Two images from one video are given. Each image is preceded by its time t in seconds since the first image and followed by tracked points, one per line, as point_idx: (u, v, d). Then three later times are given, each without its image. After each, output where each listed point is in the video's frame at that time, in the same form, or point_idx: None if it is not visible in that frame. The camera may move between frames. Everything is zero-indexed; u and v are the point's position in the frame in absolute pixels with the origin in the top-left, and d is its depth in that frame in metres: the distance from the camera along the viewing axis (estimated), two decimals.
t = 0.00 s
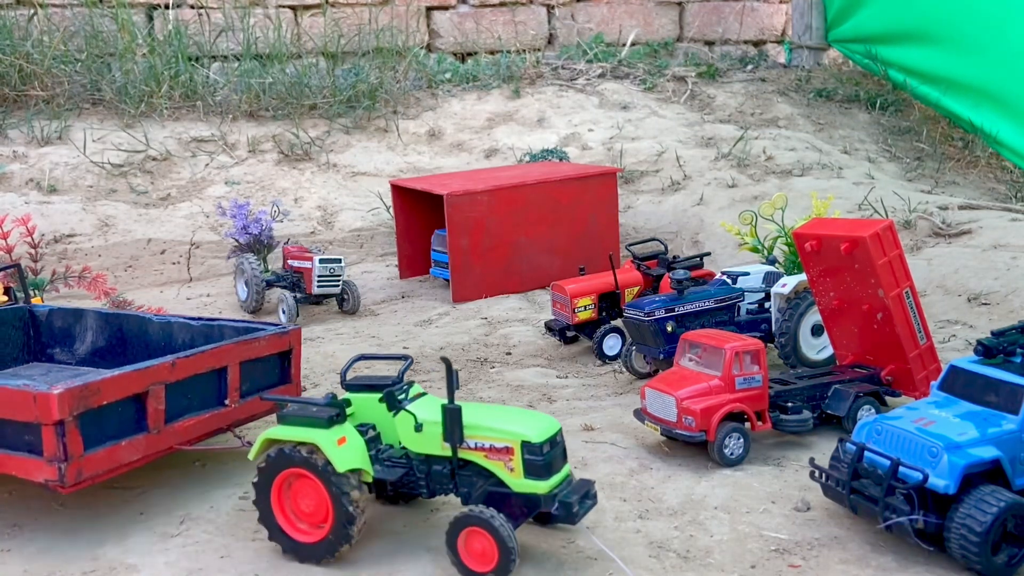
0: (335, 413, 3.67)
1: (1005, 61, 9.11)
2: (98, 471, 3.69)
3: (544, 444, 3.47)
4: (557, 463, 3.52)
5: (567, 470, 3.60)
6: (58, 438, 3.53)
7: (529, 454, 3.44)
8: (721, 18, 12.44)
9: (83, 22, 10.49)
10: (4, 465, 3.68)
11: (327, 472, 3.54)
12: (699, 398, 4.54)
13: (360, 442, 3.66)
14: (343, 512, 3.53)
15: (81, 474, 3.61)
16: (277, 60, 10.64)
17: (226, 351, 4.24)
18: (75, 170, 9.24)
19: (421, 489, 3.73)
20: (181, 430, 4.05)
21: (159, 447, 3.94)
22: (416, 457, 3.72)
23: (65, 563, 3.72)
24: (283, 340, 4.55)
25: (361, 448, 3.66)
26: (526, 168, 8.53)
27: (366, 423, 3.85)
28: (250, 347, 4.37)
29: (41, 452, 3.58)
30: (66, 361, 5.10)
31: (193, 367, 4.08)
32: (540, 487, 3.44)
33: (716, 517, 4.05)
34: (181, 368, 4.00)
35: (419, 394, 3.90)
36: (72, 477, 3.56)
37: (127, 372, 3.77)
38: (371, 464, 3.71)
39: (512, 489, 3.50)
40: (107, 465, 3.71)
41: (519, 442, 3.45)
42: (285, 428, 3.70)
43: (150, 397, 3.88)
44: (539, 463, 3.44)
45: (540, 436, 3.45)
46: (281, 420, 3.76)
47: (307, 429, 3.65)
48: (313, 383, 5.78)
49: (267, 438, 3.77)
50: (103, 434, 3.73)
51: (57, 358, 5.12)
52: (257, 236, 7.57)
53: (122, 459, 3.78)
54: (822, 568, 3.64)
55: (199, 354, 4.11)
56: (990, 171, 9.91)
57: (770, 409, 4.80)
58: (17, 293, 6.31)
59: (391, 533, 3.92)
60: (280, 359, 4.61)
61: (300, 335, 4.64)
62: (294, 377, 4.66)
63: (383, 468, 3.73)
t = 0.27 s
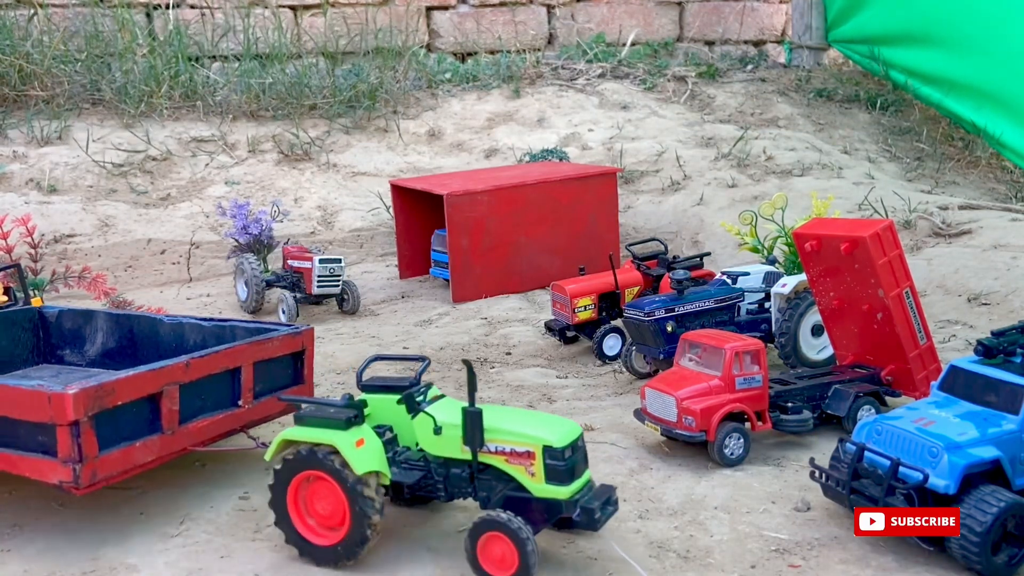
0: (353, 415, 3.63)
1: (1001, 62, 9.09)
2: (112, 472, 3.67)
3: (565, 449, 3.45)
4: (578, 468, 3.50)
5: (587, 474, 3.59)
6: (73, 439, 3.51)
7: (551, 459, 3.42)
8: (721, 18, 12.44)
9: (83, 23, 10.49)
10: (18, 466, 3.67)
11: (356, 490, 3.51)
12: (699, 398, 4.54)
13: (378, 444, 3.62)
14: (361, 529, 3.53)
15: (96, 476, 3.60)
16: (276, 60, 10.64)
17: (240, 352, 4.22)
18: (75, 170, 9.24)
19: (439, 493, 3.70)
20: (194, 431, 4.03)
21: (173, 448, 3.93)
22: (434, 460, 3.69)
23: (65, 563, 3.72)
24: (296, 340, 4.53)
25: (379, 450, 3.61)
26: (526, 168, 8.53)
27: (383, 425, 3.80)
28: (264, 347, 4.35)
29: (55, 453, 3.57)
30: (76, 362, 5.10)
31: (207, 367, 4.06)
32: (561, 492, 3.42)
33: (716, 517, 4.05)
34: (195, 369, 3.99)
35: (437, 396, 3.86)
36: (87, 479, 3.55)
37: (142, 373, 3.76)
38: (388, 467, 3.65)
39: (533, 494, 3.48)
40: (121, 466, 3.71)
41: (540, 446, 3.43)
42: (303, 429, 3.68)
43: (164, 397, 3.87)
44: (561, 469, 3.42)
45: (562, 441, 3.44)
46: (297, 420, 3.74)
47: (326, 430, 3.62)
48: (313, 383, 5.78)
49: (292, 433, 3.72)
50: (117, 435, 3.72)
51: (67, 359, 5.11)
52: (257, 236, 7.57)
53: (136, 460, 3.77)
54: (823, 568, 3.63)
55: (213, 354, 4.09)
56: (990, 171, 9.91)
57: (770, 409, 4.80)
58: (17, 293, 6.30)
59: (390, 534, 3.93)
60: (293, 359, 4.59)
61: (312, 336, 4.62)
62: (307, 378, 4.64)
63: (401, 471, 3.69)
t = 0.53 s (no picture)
0: (369, 418, 3.61)
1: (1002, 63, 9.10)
2: (127, 474, 3.66)
3: (585, 457, 3.44)
4: (598, 477, 3.49)
5: (607, 483, 3.57)
6: (87, 441, 3.50)
7: (570, 467, 3.41)
8: (721, 18, 12.42)
9: (83, 23, 10.49)
10: (31, 468, 3.66)
11: (379, 516, 3.49)
12: (699, 398, 4.54)
13: (394, 449, 3.60)
14: (370, 549, 3.53)
15: (110, 478, 3.59)
16: (276, 60, 10.65)
17: (253, 352, 4.21)
18: (75, 170, 9.24)
19: (455, 498, 3.71)
20: (208, 432, 4.02)
21: (187, 450, 3.92)
22: (451, 464, 3.70)
23: (65, 563, 3.72)
24: (308, 341, 4.51)
25: (395, 454, 3.59)
26: (526, 168, 8.53)
27: (399, 428, 3.79)
28: (276, 348, 4.34)
29: (69, 455, 3.57)
30: (86, 363, 5.10)
31: (220, 368, 4.05)
32: (580, 501, 3.41)
33: (716, 517, 4.05)
34: (208, 370, 3.98)
35: (453, 399, 3.88)
36: (101, 481, 3.53)
37: (155, 374, 3.75)
38: (405, 472, 3.64)
39: (552, 502, 3.47)
40: (135, 468, 3.70)
41: (560, 453, 3.43)
42: (317, 431, 3.66)
43: (178, 398, 3.86)
44: (580, 477, 3.41)
45: (582, 449, 3.43)
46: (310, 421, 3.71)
47: (342, 434, 3.60)
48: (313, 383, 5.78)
49: (319, 430, 3.65)
50: (131, 436, 3.71)
51: (76, 360, 5.11)
52: (257, 236, 7.57)
53: (150, 462, 3.76)
54: (822, 568, 3.64)
55: (226, 355, 4.08)
56: (990, 171, 9.91)
57: (770, 409, 4.80)
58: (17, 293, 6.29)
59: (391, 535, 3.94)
60: (305, 360, 4.57)
61: (324, 336, 4.60)
62: (319, 379, 4.63)
63: (417, 475, 3.68)
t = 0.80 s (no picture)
0: (373, 420, 3.61)
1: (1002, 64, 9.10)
2: (132, 475, 3.66)
3: (589, 462, 3.40)
4: (602, 481, 3.45)
5: (612, 487, 3.54)
6: (92, 442, 3.49)
7: (574, 472, 3.38)
8: (721, 18, 12.41)
9: (83, 23, 10.49)
10: (36, 468, 3.67)
11: (382, 523, 3.49)
12: (699, 398, 4.54)
13: (397, 450, 3.59)
14: (371, 553, 3.54)
15: (115, 479, 3.59)
16: (277, 60, 10.65)
17: (258, 352, 4.19)
18: (75, 170, 9.24)
19: (460, 500, 3.69)
20: (213, 433, 4.01)
21: (192, 450, 3.91)
22: (455, 468, 3.68)
23: (66, 563, 3.72)
24: (313, 340, 4.49)
25: (398, 457, 3.59)
26: (527, 168, 8.53)
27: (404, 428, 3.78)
28: (281, 347, 4.32)
29: (75, 456, 3.56)
30: (88, 362, 5.09)
31: (225, 368, 4.04)
32: (584, 506, 3.38)
33: (716, 517, 4.05)
34: (213, 370, 3.96)
35: (458, 400, 3.84)
36: (106, 482, 3.53)
37: (160, 374, 3.74)
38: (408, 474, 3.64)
39: (556, 507, 3.44)
40: (140, 469, 3.69)
41: (564, 458, 3.40)
42: (321, 432, 3.66)
43: (182, 399, 3.85)
44: (584, 482, 3.38)
45: (585, 453, 3.39)
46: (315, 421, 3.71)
47: (345, 436, 3.60)
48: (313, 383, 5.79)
49: (325, 431, 3.65)
50: (136, 437, 3.70)
51: (78, 359, 5.11)
52: (257, 236, 7.57)
53: (155, 463, 3.75)
54: (822, 568, 3.63)
55: (231, 355, 4.07)
56: (990, 171, 9.91)
57: (770, 409, 4.80)
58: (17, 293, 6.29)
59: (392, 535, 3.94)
60: (310, 359, 4.56)
61: (329, 335, 4.58)
62: (324, 378, 4.61)
63: (421, 477, 3.68)
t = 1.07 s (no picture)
0: (368, 421, 3.61)
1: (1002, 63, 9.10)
2: (133, 475, 3.66)
3: (581, 469, 3.35)
4: (595, 488, 3.40)
5: (607, 495, 3.48)
6: (94, 442, 3.49)
7: (564, 478, 3.34)
8: (721, 18, 12.40)
9: (82, 23, 10.49)
10: (37, 468, 3.67)
11: (375, 524, 3.49)
12: (699, 398, 4.54)
13: (392, 451, 3.60)
14: (365, 555, 3.53)
15: (116, 479, 3.58)
16: (277, 60, 10.64)
17: (259, 352, 4.19)
18: (75, 170, 9.24)
19: (455, 504, 3.68)
20: (214, 433, 4.01)
21: (193, 451, 3.91)
22: (451, 472, 3.67)
23: (66, 563, 3.72)
24: (314, 340, 4.49)
25: (394, 458, 3.59)
26: (527, 168, 8.53)
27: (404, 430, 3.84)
28: (282, 347, 4.32)
29: (76, 456, 3.55)
30: (89, 362, 5.10)
31: (226, 368, 4.03)
32: (574, 514, 3.33)
33: (716, 517, 4.05)
34: (214, 369, 3.96)
35: (456, 402, 3.86)
36: (107, 482, 3.53)
37: (161, 374, 3.73)
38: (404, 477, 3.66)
39: (547, 513, 3.39)
40: (141, 469, 3.68)
41: (554, 465, 3.35)
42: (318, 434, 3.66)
43: (184, 399, 3.85)
44: (574, 489, 3.33)
45: (577, 460, 3.34)
46: (312, 423, 3.73)
47: (340, 437, 3.60)
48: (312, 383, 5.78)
49: (321, 432, 3.66)
50: (137, 437, 3.69)
51: (79, 359, 5.11)
52: (257, 236, 7.57)
53: (156, 463, 3.75)
54: (823, 568, 3.63)
55: (232, 355, 4.06)
56: (990, 171, 9.91)
57: (770, 409, 4.80)
58: (17, 293, 6.29)
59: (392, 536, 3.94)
60: (310, 359, 4.55)
61: (330, 335, 4.58)
62: (324, 379, 4.61)
63: (418, 480, 3.70)
